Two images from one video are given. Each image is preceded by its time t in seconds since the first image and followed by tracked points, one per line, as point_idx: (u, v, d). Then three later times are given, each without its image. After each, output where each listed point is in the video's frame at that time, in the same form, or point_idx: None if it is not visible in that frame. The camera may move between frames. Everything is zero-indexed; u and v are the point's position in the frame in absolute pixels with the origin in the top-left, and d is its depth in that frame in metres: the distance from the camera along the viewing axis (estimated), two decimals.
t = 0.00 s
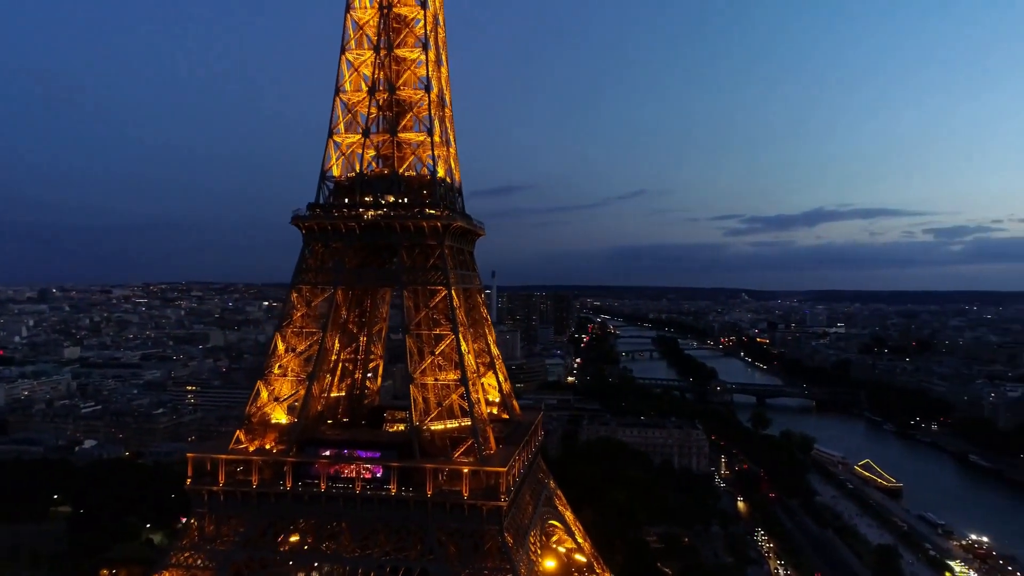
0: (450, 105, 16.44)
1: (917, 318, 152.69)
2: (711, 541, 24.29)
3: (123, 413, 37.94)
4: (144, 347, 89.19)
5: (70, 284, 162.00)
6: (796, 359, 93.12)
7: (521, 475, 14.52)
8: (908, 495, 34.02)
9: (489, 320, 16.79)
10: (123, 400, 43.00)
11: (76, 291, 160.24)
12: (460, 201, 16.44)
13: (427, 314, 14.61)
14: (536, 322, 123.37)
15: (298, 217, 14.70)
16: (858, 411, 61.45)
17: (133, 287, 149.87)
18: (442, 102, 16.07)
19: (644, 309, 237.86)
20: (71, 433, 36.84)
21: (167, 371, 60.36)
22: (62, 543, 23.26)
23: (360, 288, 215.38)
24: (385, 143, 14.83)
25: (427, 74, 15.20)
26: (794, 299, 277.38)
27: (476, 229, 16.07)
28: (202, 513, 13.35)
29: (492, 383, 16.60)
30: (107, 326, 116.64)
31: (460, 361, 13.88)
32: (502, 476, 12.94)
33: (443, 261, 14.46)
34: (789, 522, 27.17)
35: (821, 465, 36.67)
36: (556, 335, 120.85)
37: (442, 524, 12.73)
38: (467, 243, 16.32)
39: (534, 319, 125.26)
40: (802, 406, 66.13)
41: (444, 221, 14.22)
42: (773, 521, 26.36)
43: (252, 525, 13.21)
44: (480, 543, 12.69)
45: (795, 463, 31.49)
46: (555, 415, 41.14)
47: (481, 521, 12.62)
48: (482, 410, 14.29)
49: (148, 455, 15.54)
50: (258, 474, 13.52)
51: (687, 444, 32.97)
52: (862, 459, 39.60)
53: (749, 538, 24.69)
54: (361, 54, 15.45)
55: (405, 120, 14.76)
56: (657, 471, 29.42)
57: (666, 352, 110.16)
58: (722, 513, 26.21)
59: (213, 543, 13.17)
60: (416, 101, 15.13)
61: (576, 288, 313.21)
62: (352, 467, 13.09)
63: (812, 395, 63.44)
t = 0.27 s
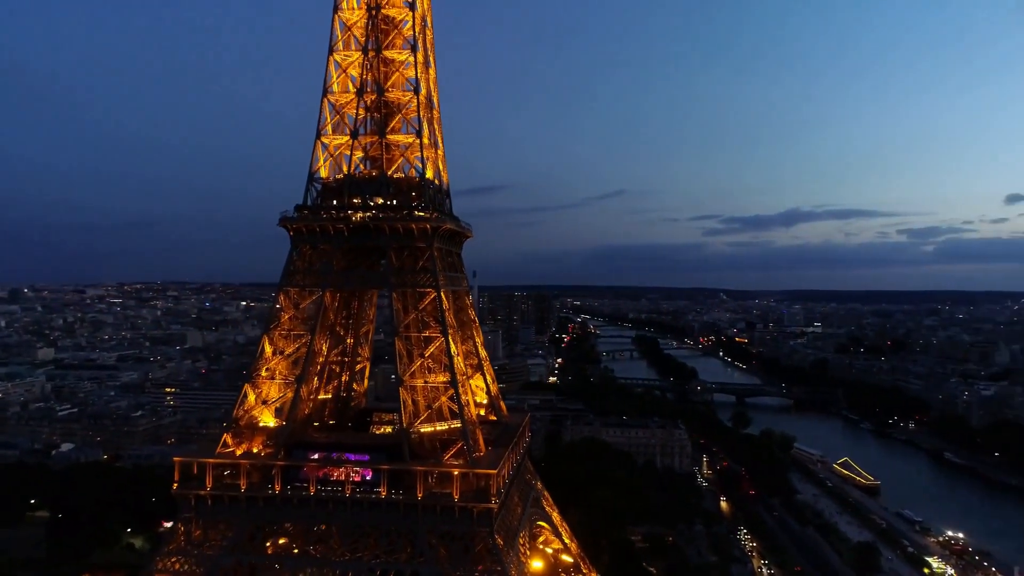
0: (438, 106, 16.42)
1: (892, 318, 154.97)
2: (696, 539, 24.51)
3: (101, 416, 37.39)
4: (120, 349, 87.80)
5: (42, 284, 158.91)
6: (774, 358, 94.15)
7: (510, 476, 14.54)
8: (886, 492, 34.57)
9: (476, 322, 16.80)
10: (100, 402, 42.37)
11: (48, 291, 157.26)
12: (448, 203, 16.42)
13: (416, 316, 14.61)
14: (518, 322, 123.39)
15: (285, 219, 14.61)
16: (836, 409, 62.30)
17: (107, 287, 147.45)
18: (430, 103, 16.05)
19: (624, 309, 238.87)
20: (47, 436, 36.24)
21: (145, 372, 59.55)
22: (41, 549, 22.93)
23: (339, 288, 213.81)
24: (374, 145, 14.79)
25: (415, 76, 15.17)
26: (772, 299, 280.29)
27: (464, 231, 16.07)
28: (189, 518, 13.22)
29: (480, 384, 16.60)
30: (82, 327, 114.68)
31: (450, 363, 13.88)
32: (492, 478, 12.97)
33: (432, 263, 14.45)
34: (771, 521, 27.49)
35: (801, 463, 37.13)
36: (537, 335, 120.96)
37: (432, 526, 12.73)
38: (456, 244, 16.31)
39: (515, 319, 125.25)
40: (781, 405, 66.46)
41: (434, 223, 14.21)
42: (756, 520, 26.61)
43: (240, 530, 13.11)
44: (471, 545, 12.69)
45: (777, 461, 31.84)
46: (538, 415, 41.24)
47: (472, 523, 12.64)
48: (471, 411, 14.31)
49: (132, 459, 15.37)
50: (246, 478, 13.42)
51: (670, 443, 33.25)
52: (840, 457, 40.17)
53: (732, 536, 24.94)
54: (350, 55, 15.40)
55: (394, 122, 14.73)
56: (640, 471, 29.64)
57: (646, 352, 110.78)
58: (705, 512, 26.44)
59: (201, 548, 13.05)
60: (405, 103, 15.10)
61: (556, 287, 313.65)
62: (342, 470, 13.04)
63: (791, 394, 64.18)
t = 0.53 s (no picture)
0: (425, 108, 16.41)
1: (867, 317, 156.92)
2: (680, 538, 24.75)
3: (78, 419, 36.81)
4: (94, 350, 86.36)
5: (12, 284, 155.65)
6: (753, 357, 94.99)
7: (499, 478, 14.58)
8: (863, 490, 35.11)
9: (463, 324, 16.82)
10: (77, 405, 41.70)
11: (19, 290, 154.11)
12: (436, 204, 16.42)
13: (405, 319, 14.61)
14: (498, 322, 123.33)
15: (273, 220, 14.52)
16: (814, 408, 63.07)
17: (81, 287, 144.94)
18: (418, 105, 16.04)
19: (604, 309, 239.71)
20: (22, 439, 35.60)
21: (122, 374, 58.70)
22: (19, 554, 22.60)
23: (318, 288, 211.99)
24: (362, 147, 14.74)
25: (403, 77, 15.16)
26: (750, 298, 282.47)
27: (452, 233, 16.08)
28: (175, 522, 13.09)
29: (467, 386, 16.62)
30: (54, 327, 112.46)
31: (439, 365, 13.89)
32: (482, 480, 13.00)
33: (421, 265, 14.44)
34: (753, 519, 27.82)
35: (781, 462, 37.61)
36: (518, 335, 121.00)
37: (422, 529, 12.73)
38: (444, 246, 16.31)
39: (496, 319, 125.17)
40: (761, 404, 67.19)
41: (423, 225, 14.21)
42: (739, 519, 26.87)
43: (227, 534, 13.00)
44: (460, 547, 12.71)
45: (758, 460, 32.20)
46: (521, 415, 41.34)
47: (462, 525, 12.67)
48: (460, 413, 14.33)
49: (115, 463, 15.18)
50: (233, 482, 13.31)
51: (653, 443, 33.55)
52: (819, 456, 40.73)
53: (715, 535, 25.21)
54: (337, 56, 15.34)
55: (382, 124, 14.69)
56: (624, 471, 29.86)
57: (627, 352, 111.33)
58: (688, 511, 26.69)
59: (187, 553, 12.92)
60: (393, 105, 15.06)
61: (536, 287, 313.94)
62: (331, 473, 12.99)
63: (770, 393, 64.89)
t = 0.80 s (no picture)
0: (412, 109, 16.38)
1: (842, 317, 158.57)
2: (663, 538, 24.96)
3: (54, 422, 36.14)
4: (66, 351, 84.74)
5: None
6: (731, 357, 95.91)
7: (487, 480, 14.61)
8: (841, 487, 35.64)
9: (450, 326, 16.81)
10: (52, 407, 40.92)
11: None
12: (423, 206, 16.39)
13: (393, 321, 14.59)
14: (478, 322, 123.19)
15: (259, 222, 14.39)
16: (791, 407, 63.83)
17: (52, 287, 142.16)
18: (405, 107, 16.00)
19: (583, 309, 240.36)
20: None
21: (97, 376, 57.73)
22: None
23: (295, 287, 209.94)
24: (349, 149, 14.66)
25: (391, 79, 15.12)
26: (728, 298, 284.97)
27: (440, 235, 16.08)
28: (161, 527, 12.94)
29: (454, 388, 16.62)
30: (25, 327, 110.15)
31: (428, 368, 13.88)
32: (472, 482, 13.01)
33: (410, 268, 14.43)
34: (734, 518, 28.11)
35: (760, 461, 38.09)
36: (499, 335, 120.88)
37: (412, 532, 12.70)
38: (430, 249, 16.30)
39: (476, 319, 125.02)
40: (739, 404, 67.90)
41: (412, 227, 14.18)
42: (721, 519, 27.11)
43: (214, 539, 12.86)
44: (450, 549, 12.70)
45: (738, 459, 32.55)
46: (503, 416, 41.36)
47: (452, 528, 12.67)
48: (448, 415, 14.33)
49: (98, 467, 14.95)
50: (220, 486, 13.18)
51: (636, 443, 33.82)
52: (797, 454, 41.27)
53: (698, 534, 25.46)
54: (324, 57, 15.25)
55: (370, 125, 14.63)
56: (607, 470, 30.02)
57: (607, 352, 111.81)
58: (671, 510, 26.90)
59: (173, 558, 12.76)
60: (380, 107, 15.01)
61: (515, 287, 313.93)
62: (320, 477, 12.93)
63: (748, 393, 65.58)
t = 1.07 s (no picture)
0: (399, 111, 16.36)
1: (818, 318, 159.73)
2: (647, 538, 25.15)
3: (28, 425, 35.43)
4: (38, 352, 82.98)
5: None
6: (710, 356, 96.68)
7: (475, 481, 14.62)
8: (820, 485, 36.13)
9: (437, 328, 16.83)
10: (26, 410, 40.09)
11: None
12: (410, 209, 16.38)
13: (381, 323, 14.58)
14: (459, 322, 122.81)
15: (246, 224, 14.28)
16: (769, 406, 64.52)
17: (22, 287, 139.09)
18: (393, 109, 15.98)
19: (563, 308, 240.70)
20: None
21: (71, 378, 56.63)
22: None
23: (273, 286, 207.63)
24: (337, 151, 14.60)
25: (379, 80, 15.10)
26: (706, 298, 287.36)
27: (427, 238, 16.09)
28: (146, 532, 12.78)
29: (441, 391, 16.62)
30: None
31: (417, 370, 13.88)
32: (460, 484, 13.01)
33: (398, 270, 14.43)
34: (716, 517, 28.39)
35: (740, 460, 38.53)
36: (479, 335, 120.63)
37: (402, 534, 12.70)
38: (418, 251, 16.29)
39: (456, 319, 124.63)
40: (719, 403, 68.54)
41: (402, 230, 14.18)
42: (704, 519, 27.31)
43: (201, 544, 12.76)
44: (440, 551, 12.74)
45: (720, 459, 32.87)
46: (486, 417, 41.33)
47: (441, 530, 12.69)
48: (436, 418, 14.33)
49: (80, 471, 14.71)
50: (207, 490, 13.02)
51: (619, 443, 34.05)
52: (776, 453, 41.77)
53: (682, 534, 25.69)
54: (311, 57, 15.18)
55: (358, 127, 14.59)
56: (591, 471, 30.17)
57: (587, 351, 112.09)
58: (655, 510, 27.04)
59: (159, 564, 12.66)
60: (368, 108, 14.97)
61: (495, 287, 313.50)
62: (308, 480, 12.82)
63: (727, 392, 66.18)
